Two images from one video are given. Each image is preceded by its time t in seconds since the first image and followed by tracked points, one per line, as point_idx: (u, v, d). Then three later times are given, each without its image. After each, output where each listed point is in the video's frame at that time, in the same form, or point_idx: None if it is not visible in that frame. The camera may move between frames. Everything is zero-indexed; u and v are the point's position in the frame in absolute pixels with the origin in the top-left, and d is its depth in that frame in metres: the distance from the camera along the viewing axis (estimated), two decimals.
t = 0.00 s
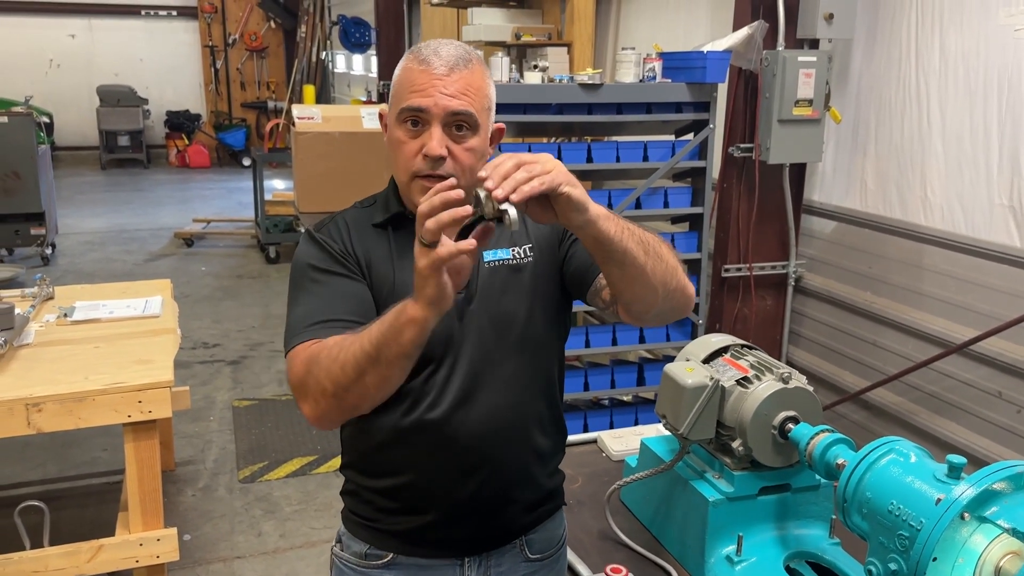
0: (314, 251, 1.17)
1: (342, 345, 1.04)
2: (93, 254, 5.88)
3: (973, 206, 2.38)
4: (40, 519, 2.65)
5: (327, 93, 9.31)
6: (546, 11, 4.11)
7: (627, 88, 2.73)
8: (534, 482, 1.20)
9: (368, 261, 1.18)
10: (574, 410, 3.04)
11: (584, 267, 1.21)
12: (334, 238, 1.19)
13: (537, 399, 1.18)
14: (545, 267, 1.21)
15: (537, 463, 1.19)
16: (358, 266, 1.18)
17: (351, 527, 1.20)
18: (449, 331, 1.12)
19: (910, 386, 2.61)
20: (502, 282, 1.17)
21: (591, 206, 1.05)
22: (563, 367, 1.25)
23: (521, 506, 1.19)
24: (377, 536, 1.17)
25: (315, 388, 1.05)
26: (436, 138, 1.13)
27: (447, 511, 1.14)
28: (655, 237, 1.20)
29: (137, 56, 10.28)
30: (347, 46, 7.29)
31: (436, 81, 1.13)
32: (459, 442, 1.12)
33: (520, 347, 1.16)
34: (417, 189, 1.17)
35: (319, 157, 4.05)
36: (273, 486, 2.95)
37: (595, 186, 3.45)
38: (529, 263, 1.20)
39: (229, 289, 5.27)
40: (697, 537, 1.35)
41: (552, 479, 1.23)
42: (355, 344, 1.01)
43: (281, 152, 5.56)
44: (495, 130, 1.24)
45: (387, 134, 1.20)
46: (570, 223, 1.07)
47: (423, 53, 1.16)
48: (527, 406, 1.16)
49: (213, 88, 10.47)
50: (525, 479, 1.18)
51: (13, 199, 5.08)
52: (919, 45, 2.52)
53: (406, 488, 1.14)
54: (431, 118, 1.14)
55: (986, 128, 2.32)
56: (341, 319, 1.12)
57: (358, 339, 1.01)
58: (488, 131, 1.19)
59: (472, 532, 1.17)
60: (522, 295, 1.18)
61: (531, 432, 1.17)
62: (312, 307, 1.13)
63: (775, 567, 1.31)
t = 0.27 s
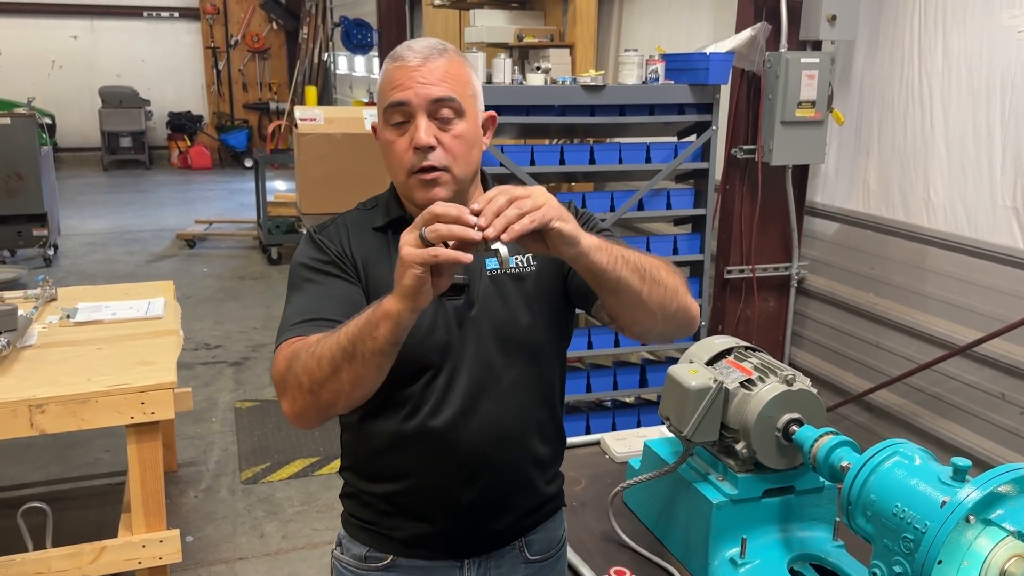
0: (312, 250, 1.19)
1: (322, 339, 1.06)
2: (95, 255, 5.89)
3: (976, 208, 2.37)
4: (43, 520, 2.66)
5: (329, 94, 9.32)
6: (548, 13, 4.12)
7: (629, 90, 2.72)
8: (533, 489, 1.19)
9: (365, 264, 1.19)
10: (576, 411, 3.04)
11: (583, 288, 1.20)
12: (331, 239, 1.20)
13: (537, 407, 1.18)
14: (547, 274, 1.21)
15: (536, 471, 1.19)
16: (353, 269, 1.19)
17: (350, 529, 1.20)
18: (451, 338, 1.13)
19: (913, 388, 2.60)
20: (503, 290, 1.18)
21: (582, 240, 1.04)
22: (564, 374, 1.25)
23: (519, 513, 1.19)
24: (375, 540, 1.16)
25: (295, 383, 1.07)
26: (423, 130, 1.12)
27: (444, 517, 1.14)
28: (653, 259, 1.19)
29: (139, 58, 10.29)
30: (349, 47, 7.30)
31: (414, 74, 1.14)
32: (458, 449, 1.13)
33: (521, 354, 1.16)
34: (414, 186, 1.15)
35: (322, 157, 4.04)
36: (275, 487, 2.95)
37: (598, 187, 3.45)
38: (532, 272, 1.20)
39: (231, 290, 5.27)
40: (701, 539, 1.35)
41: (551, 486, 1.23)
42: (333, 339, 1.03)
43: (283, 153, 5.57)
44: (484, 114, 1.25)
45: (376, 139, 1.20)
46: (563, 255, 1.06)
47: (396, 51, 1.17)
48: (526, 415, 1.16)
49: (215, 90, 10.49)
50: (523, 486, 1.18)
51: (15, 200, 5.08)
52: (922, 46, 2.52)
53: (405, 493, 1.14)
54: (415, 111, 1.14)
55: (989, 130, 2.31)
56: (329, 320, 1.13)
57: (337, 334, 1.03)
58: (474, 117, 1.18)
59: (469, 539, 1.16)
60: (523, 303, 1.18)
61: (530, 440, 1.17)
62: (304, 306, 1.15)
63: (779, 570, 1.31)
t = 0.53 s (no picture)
0: (295, 241, 1.21)
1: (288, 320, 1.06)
2: (97, 255, 5.89)
3: (979, 209, 2.37)
4: (45, 521, 2.66)
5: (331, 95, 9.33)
6: (549, 13, 4.12)
7: (631, 91, 2.72)
8: (517, 497, 1.19)
9: (347, 259, 1.20)
10: (578, 413, 3.04)
11: (584, 286, 1.21)
12: (315, 231, 1.22)
13: (521, 413, 1.17)
14: (535, 278, 1.21)
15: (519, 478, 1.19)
16: (333, 262, 1.20)
17: (331, 541, 1.20)
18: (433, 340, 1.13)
19: (915, 389, 2.60)
20: (489, 291, 1.17)
21: (579, 244, 1.04)
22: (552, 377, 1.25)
23: (502, 521, 1.18)
24: (353, 546, 1.17)
25: (257, 363, 1.06)
26: (389, 131, 1.16)
27: (424, 523, 1.14)
28: (658, 252, 1.18)
29: (141, 58, 10.30)
30: (351, 48, 7.31)
31: (376, 78, 1.18)
32: (439, 453, 1.13)
33: (507, 359, 1.16)
34: (392, 187, 1.19)
35: (322, 159, 4.05)
36: (277, 488, 2.95)
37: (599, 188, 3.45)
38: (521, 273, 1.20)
39: (233, 291, 5.27)
40: (703, 540, 1.34)
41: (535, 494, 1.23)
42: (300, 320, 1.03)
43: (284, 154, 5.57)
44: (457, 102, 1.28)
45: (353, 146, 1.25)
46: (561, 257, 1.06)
47: (359, 58, 1.22)
48: (511, 422, 1.16)
49: (217, 90, 10.50)
50: (506, 494, 1.18)
51: (17, 200, 5.08)
52: (925, 47, 2.51)
53: (385, 499, 1.14)
54: (381, 114, 1.18)
55: (992, 130, 2.31)
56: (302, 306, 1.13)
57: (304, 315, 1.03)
58: (443, 109, 1.21)
59: (449, 547, 1.16)
60: (511, 305, 1.18)
61: (515, 447, 1.17)
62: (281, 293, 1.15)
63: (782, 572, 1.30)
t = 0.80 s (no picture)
0: (260, 241, 1.25)
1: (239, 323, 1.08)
2: (99, 255, 5.90)
3: (981, 209, 2.36)
4: (46, 521, 2.66)
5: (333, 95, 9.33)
6: (551, 14, 4.12)
7: (634, 92, 2.72)
8: (489, 498, 1.21)
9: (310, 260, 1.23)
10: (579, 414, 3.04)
11: (563, 267, 1.22)
12: (280, 231, 1.26)
13: (491, 413, 1.19)
14: (504, 274, 1.22)
15: (490, 477, 1.20)
16: (296, 262, 1.25)
17: (305, 545, 1.23)
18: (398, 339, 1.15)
19: (917, 390, 2.59)
20: (457, 288, 1.19)
21: (581, 172, 1.03)
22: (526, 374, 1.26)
23: (472, 522, 1.20)
24: (325, 547, 1.20)
25: (212, 366, 1.09)
26: (355, 128, 1.16)
27: (392, 525, 1.17)
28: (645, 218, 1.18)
29: (143, 58, 10.30)
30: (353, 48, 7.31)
31: (343, 74, 1.19)
32: (406, 454, 1.15)
33: (474, 357, 1.17)
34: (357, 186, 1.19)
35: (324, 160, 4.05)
36: (279, 489, 2.95)
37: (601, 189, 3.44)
38: (490, 268, 1.21)
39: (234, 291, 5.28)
40: (704, 542, 1.34)
41: (508, 494, 1.25)
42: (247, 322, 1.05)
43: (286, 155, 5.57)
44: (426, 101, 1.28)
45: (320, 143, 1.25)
46: (560, 187, 1.05)
47: (325, 55, 1.22)
48: (479, 422, 1.17)
49: (219, 91, 10.50)
50: (474, 495, 1.19)
51: (19, 201, 5.09)
52: (927, 47, 2.50)
53: (353, 502, 1.17)
54: (346, 111, 1.18)
55: (994, 131, 2.30)
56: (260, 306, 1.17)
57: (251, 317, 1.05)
58: (411, 109, 1.21)
59: (418, 548, 1.19)
60: (480, 302, 1.19)
61: (484, 446, 1.18)
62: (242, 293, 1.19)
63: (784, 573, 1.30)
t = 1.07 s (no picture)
0: (230, 245, 1.25)
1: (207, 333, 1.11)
2: (101, 256, 5.90)
3: (983, 210, 2.36)
4: (48, 522, 2.66)
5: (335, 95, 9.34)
6: (553, 14, 4.11)
7: (635, 92, 2.71)
8: (467, 499, 1.21)
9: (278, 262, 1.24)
10: (581, 414, 3.04)
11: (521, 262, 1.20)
12: (250, 235, 1.25)
13: (465, 413, 1.19)
14: (472, 272, 1.20)
15: (466, 478, 1.21)
16: (266, 266, 1.25)
17: (282, 549, 1.25)
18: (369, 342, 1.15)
19: (919, 390, 2.59)
20: (427, 290, 1.19)
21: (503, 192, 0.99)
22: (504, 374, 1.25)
23: (449, 523, 1.21)
24: (301, 551, 1.22)
25: (182, 376, 1.13)
26: (342, 129, 1.16)
27: (367, 527, 1.18)
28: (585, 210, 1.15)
29: (145, 59, 10.32)
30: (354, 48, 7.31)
31: (335, 71, 1.19)
32: (379, 457, 1.16)
33: (445, 356, 1.17)
34: (335, 186, 1.18)
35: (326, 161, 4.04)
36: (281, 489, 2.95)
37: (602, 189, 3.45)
38: (461, 269, 1.20)
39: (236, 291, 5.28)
40: (705, 543, 1.34)
41: (487, 494, 1.25)
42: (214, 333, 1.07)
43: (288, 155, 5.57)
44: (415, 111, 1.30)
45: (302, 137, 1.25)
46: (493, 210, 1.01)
47: (320, 49, 1.23)
48: (452, 424, 1.18)
49: (221, 91, 10.52)
50: (452, 495, 1.19)
51: (22, 201, 5.09)
52: (930, 47, 2.50)
53: (329, 505, 1.18)
54: (334, 109, 1.18)
55: (997, 132, 2.30)
56: (228, 314, 1.18)
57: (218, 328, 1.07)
58: (400, 117, 1.22)
59: (395, 550, 1.20)
60: (449, 304, 1.18)
61: (458, 446, 1.18)
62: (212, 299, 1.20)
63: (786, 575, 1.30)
